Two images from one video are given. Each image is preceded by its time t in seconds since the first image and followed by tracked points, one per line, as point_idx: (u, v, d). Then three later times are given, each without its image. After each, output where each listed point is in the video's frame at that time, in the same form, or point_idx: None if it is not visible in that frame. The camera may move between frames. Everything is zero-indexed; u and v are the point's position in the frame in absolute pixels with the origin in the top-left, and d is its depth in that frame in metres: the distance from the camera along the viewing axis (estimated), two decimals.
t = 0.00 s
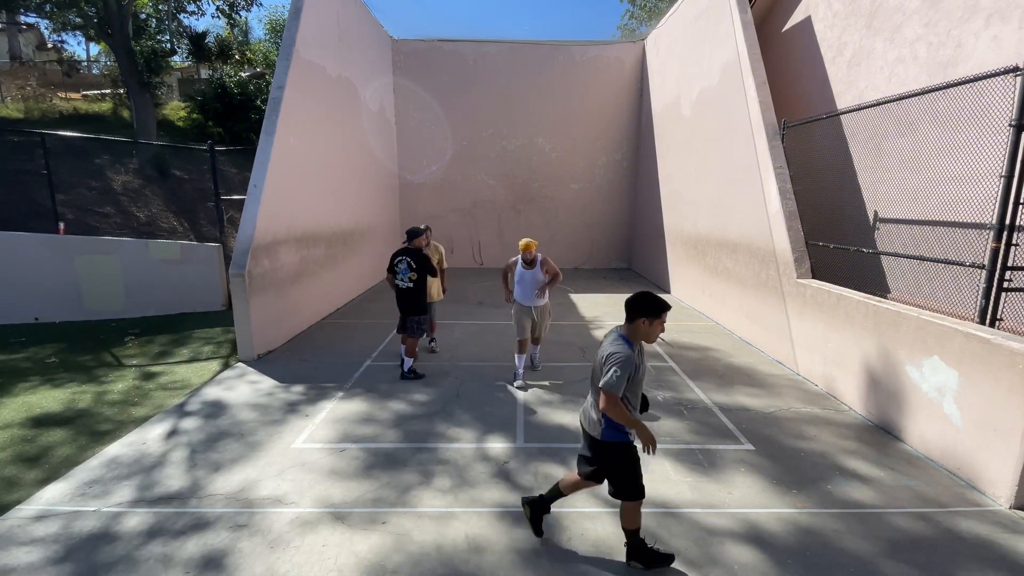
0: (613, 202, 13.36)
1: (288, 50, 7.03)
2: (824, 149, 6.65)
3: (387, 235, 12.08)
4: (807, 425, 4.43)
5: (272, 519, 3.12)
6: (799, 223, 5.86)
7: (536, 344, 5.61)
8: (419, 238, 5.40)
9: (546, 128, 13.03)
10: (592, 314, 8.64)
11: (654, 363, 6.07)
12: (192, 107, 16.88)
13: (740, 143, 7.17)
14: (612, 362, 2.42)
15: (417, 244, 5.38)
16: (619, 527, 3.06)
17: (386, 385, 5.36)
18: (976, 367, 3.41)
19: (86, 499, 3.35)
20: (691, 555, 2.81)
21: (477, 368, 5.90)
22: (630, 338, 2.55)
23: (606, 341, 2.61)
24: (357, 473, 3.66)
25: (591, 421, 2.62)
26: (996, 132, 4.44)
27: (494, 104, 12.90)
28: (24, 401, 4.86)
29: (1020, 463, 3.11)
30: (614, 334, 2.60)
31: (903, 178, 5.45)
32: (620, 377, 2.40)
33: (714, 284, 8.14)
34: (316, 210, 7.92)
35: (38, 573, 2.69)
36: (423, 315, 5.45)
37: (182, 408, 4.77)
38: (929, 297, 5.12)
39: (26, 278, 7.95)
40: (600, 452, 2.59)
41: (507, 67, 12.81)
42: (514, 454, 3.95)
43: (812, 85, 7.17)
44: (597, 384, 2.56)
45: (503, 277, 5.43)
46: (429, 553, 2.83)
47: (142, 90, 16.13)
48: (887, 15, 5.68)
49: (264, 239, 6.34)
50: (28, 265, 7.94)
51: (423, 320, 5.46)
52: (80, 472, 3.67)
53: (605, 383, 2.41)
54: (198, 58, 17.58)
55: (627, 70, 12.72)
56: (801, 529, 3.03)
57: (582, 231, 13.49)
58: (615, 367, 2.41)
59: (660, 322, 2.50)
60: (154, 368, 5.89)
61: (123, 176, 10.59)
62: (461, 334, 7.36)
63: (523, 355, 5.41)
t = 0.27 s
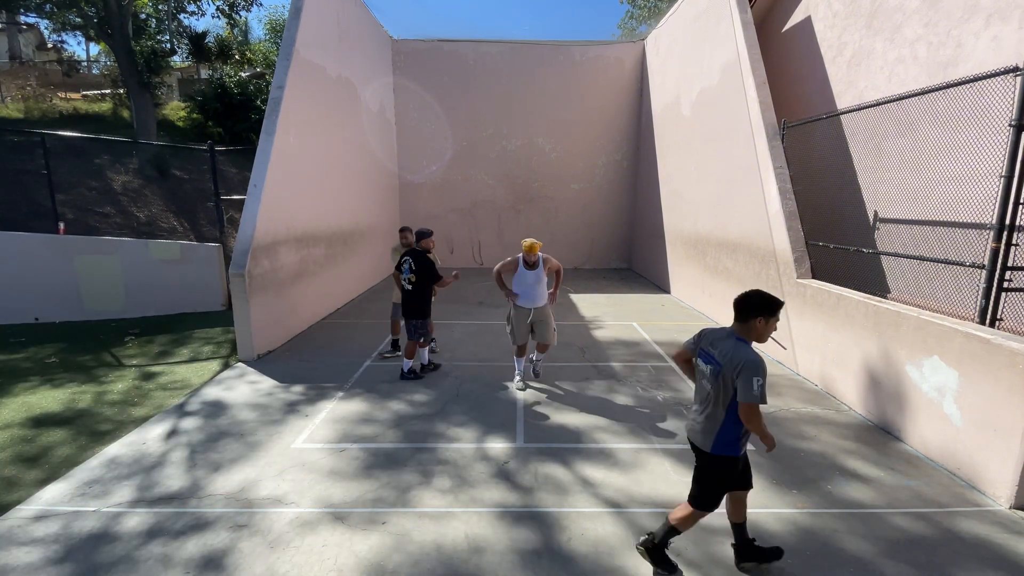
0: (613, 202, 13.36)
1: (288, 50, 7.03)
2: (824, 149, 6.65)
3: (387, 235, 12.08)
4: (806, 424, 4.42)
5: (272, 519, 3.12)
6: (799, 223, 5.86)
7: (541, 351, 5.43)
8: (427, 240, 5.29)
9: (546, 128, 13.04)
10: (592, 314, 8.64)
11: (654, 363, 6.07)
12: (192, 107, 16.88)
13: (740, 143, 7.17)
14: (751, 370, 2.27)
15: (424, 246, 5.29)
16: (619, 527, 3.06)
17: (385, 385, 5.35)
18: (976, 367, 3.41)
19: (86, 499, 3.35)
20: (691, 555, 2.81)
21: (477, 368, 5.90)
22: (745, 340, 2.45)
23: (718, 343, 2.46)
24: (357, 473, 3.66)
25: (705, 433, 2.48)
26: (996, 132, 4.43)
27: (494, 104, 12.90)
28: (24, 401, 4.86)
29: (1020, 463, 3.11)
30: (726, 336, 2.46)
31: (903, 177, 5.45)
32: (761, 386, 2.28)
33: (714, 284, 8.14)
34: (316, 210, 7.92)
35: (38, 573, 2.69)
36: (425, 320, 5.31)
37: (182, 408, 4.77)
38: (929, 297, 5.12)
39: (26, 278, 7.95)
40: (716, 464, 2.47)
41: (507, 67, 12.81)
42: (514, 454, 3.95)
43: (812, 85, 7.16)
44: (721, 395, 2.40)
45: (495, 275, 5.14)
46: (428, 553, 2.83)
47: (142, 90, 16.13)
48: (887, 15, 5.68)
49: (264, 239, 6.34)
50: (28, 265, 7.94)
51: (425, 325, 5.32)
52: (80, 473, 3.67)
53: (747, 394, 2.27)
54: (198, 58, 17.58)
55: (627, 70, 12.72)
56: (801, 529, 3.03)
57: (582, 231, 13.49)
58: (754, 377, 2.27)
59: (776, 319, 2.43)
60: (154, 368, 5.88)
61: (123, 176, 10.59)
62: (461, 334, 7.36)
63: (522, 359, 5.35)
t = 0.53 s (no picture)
0: (613, 202, 13.37)
1: (288, 50, 7.03)
2: (823, 148, 6.65)
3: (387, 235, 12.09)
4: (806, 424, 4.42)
5: (272, 519, 3.12)
6: (799, 223, 5.85)
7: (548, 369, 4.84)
8: (441, 242, 5.06)
9: (546, 128, 13.04)
10: (592, 314, 8.64)
11: (654, 363, 6.07)
12: (192, 107, 16.86)
13: (740, 143, 7.16)
14: (867, 380, 2.17)
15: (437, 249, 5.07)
16: (619, 527, 3.06)
17: (385, 386, 5.35)
18: (976, 367, 3.40)
19: (85, 499, 3.35)
20: (691, 555, 2.81)
21: (477, 368, 5.90)
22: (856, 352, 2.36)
23: (826, 356, 2.40)
24: (357, 473, 3.66)
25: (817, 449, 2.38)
26: (996, 132, 4.43)
27: (494, 104, 12.91)
28: (24, 401, 4.86)
29: (1021, 464, 3.11)
30: (836, 348, 2.38)
31: (903, 177, 5.45)
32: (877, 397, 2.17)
33: (714, 284, 8.14)
34: (316, 210, 7.92)
35: (37, 573, 2.69)
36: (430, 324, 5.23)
37: (182, 408, 4.77)
38: (929, 297, 5.12)
39: (26, 278, 7.95)
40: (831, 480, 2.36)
41: (507, 67, 12.81)
42: (514, 454, 3.95)
43: (812, 85, 7.16)
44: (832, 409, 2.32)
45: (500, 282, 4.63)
46: (428, 553, 2.82)
47: (142, 90, 16.13)
48: (887, 15, 5.67)
49: (264, 239, 6.34)
50: (28, 265, 7.94)
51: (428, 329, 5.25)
52: (80, 473, 3.66)
53: (861, 405, 2.16)
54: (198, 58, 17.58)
55: (627, 70, 12.72)
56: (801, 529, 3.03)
57: (582, 231, 13.49)
58: (868, 387, 2.17)
59: (890, 331, 2.33)
60: (154, 368, 5.88)
61: (123, 176, 10.59)
62: (461, 334, 7.36)
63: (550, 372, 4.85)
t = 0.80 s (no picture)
0: (613, 202, 13.37)
1: (288, 50, 7.03)
2: (823, 149, 6.66)
3: (388, 235, 12.09)
4: (806, 424, 4.42)
5: (272, 519, 3.12)
6: (799, 223, 5.86)
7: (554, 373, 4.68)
8: (457, 241, 4.87)
9: (546, 128, 13.04)
10: (592, 314, 8.64)
11: (654, 363, 6.07)
12: (192, 107, 16.86)
13: (740, 143, 7.17)
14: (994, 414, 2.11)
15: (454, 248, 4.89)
16: (619, 527, 3.06)
17: (385, 386, 5.35)
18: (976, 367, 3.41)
19: (86, 499, 3.35)
20: (691, 555, 2.81)
21: (477, 368, 5.90)
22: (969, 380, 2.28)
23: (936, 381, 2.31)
24: (357, 472, 3.66)
25: (915, 468, 2.34)
26: (995, 132, 4.43)
27: (494, 104, 12.91)
28: (24, 401, 4.86)
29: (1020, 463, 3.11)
30: (948, 374, 2.29)
31: (903, 177, 5.45)
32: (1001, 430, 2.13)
33: (714, 284, 8.14)
34: (316, 210, 7.92)
35: (37, 573, 2.69)
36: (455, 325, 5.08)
37: (182, 408, 4.77)
38: (929, 297, 5.12)
39: (26, 279, 7.95)
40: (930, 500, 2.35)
41: (507, 67, 12.81)
42: (514, 454, 3.95)
43: (812, 85, 7.17)
44: (939, 432, 2.25)
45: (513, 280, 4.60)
46: (428, 553, 2.82)
47: (142, 90, 16.13)
48: (887, 15, 5.67)
49: (264, 239, 6.34)
50: (28, 265, 7.94)
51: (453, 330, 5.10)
52: (80, 473, 3.66)
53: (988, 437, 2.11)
54: (198, 58, 17.59)
55: (627, 70, 12.72)
56: (801, 529, 3.03)
57: (582, 231, 13.49)
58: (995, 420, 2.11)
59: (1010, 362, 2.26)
60: (154, 368, 5.88)
61: (123, 176, 10.58)
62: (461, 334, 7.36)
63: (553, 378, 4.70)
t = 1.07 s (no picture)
0: (613, 202, 13.37)
1: (288, 50, 7.03)
2: (823, 149, 6.66)
3: (387, 235, 12.09)
4: (806, 424, 4.42)
5: (272, 519, 3.12)
6: (799, 223, 5.85)
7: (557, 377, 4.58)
8: (471, 245, 4.69)
9: (546, 128, 13.04)
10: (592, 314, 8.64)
11: (653, 363, 6.07)
12: (192, 107, 16.85)
13: (740, 143, 7.17)
14: None
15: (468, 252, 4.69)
16: (618, 527, 3.06)
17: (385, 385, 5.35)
18: (976, 367, 3.40)
19: (86, 499, 3.35)
20: (691, 555, 2.81)
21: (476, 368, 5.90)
22: None
23: None
24: (356, 472, 3.66)
25: (977, 468, 2.17)
26: (995, 132, 4.43)
27: (494, 104, 12.91)
28: (24, 401, 4.85)
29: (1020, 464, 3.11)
30: None
31: (903, 177, 5.45)
32: None
33: (714, 284, 8.14)
34: (316, 210, 7.92)
35: (37, 573, 2.69)
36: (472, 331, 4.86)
37: (182, 408, 4.77)
38: (929, 297, 5.12)
39: (27, 279, 7.95)
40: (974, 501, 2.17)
41: (507, 68, 12.81)
42: (514, 454, 3.95)
43: (812, 85, 7.17)
44: None
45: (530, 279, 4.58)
46: (428, 553, 2.83)
47: (142, 90, 16.12)
48: (887, 15, 5.67)
49: (264, 239, 6.34)
50: (28, 265, 7.94)
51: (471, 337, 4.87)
52: (80, 473, 3.66)
53: None
54: (198, 58, 17.59)
55: (627, 69, 12.72)
56: (801, 529, 3.03)
57: (582, 231, 13.49)
58: None
59: None
60: (154, 369, 5.88)
61: (123, 176, 10.58)
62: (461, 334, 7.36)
63: (547, 388, 4.38)
